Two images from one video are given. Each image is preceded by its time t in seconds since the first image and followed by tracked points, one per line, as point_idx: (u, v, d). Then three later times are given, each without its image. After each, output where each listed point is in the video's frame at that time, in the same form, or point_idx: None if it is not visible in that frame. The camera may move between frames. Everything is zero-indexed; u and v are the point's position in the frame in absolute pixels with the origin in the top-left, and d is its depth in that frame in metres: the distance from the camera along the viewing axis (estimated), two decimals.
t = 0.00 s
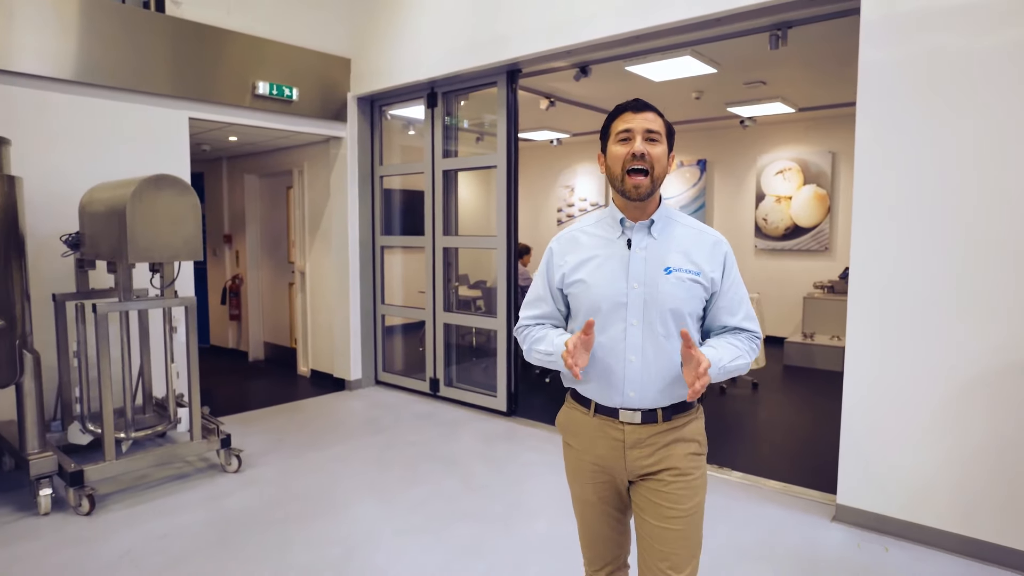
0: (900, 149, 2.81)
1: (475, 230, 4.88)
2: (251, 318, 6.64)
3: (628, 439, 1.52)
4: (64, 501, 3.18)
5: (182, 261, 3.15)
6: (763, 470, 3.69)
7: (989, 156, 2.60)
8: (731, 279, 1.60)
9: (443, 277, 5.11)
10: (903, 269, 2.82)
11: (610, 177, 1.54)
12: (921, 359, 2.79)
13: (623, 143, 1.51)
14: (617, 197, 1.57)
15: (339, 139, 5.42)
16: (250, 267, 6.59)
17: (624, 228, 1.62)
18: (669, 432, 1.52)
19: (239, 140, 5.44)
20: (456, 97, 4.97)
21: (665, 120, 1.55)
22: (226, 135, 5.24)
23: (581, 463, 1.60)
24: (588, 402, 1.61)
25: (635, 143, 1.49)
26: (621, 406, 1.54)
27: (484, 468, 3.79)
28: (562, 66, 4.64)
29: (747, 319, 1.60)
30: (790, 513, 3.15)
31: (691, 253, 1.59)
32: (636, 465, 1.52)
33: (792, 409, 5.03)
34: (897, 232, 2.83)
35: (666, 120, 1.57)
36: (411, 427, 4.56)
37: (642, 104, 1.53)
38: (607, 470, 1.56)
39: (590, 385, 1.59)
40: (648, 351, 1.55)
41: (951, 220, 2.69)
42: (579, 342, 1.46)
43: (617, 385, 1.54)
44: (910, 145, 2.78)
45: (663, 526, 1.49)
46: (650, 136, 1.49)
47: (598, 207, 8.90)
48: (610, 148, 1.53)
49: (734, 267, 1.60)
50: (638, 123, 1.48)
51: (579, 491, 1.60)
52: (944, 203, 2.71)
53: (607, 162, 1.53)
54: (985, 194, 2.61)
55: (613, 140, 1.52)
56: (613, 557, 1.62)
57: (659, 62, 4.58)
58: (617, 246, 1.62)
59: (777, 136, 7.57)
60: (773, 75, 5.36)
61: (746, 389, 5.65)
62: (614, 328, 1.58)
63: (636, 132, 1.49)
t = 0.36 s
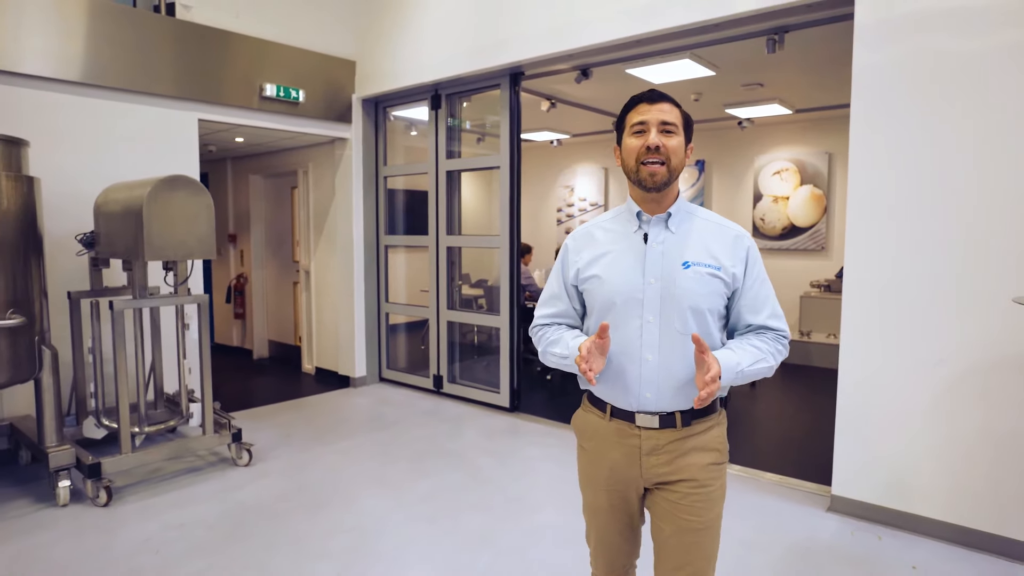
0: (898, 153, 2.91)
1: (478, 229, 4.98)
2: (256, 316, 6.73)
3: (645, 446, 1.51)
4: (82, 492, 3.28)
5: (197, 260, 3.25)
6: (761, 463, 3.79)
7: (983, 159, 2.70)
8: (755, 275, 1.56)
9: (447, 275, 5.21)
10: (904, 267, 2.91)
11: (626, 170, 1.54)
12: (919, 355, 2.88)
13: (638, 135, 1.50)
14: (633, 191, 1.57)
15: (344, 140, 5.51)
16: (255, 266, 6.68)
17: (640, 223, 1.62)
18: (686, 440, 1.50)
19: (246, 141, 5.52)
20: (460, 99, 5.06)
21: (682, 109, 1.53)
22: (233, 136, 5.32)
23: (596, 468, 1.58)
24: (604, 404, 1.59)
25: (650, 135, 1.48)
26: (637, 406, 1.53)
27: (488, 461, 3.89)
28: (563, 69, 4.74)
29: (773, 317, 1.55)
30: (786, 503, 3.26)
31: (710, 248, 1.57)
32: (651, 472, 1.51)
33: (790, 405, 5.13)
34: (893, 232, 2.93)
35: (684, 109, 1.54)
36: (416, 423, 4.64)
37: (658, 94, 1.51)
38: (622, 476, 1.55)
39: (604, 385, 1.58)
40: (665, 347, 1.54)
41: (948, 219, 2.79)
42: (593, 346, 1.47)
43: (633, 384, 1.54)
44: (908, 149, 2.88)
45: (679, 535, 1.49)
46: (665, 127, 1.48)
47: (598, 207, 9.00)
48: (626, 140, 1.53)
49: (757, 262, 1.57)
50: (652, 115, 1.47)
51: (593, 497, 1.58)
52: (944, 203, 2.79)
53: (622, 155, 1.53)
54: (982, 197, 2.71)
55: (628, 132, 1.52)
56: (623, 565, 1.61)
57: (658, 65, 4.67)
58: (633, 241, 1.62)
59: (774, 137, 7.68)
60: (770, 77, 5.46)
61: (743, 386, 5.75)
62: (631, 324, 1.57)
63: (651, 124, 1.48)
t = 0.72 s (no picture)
0: (893, 156, 3.01)
1: (481, 229, 5.08)
2: (260, 315, 6.81)
3: (663, 448, 1.48)
4: (99, 485, 3.37)
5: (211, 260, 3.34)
6: (759, 457, 3.90)
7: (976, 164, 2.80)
8: (778, 278, 1.51)
9: (451, 275, 5.30)
10: (903, 267, 2.99)
11: (647, 171, 1.52)
12: (914, 352, 2.97)
13: (658, 136, 1.47)
14: (653, 192, 1.56)
15: (349, 142, 5.60)
16: (259, 266, 6.77)
17: (661, 224, 1.59)
18: (705, 445, 1.48)
19: (252, 143, 5.62)
20: (464, 102, 5.15)
21: (703, 107, 1.49)
22: (240, 138, 5.41)
23: (609, 467, 1.54)
24: (623, 405, 1.56)
25: (671, 136, 1.45)
26: (657, 410, 1.50)
27: (493, 456, 3.98)
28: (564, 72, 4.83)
29: (795, 321, 1.50)
30: (783, 495, 3.36)
31: (731, 249, 1.53)
32: (668, 475, 1.48)
33: (786, 401, 5.24)
34: (891, 233, 3.02)
35: (704, 107, 1.51)
36: (421, 419, 4.73)
37: (678, 93, 1.48)
38: (635, 477, 1.51)
39: (623, 389, 1.56)
40: (685, 351, 1.50)
41: (945, 219, 2.88)
42: (608, 338, 1.47)
43: (653, 388, 1.50)
44: (903, 153, 2.98)
45: (692, 536, 1.49)
46: (686, 128, 1.45)
47: (597, 207, 9.10)
48: (645, 143, 1.51)
49: (781, 265, 1.52)
50: (673, 116, 1.45)
51: (600, 496, 1.53)
52: (944, 203, 2.88)
53: (642, 157, 1.50)
54: (975, 199, 2.80)
55: (648, 133, 1.49)
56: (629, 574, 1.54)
57: (658, 68, 4.77)
58: (653, 242, 1.58)
59: (772, 138, 7.79)
60: (767, 81, 5.57)
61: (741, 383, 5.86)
62: (651, 328, 1.54)
63: (671, 125, 1.45)
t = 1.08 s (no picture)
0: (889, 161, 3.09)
1: (481, 229, 5.17)
2: (263, 315, 6.90)
3: (661, 448, 1.50)
4: (111, 479, 3.46)
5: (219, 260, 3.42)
6: (754, 451, 4.01)
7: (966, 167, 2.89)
8: (775, 282, 1.54)
9: (452, 274, 5.40)
10: (904, 267, 3.06)
11: (647, 174, 1.52)
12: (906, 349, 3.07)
13: (658, 139, 1.48)
14: (652, 194, 1.57)
15: (351, 143, 5.68)
16: (262, 266, 6.85)
17: (660, 226, 1.60)
18: (701, 444, 1.51)
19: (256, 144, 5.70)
20: (464, 104, 5.24)
21: (703, 110, 1.49)
22: (244, 139, 5.49)
23: (607, 465, 1.56)
24: (620, 405, 1.59)
25: (671, 139, 1.46)
26: (654, 411, 1.52)
27: (495, 451, 4.07)
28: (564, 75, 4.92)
29: (791, 324, 1.53)
30: (776, 486, 3.47)
31: (729, 253, 1.55)
32: (666, 473, 1.51)
33: (782, 397, 5.34)
34: (891, 235, 3.09)
35: (705, 109, 1.51)
36: (423, 416, 4.82)
37: (679, 95, 1.48)
38: (633, 475, 1.54)
39: (620, 389, 1.58)
40: (683, 353, 1.53)
41: (947, 220, 2.94)
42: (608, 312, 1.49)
43: (651, 389, 1.53)
44: (901, 156, 3.05)
45: (687, 532, 1.53)
46: (686, 131, 1.46)
47: (594, 207, 9.20)
48: (645, 145, 1.51)
49: (777, 269, 1.55)
50: (672, 119, 1.45)
51: (599, 495, 1.55)
52: (943, 204, 2.95)
53: (642, 159, 1.51)
54: (973, 200, 2.88)
55: (648, 135, 1.50)
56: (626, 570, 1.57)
57: (656, 72, 4.86)
58: (652, 245, 1.60)
59: (767, 139, 7.90)
60: (762, 83, 5.68)
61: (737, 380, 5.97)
62: (649, 329, 1.56)
63: (671, 128, 1.45)
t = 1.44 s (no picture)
0: (892, 161, 3.16)
1: (481, 228, 5.27)
2: (265, 313, 6.99)
3: (641, 451, 1.51)
4: (122, 471, 3.56)
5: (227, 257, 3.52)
6: (747, 443, 4.12)
7: (963, 169, 2.97)
8: (746, 277, 1.60)
9: (452, 272, 5.50)
10: (904, 267, 3.14)
11: (621, 169, 1.55)
12: (893, 345, 3.18)
13: (633, 135, 1.51)
14: (628, 190, 1.59)
15: (353, 144, 5.77)
16: (264, 265, 6.94)
17: (635, 223, 1.62)
18: (679, 444, 1.52)
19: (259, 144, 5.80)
20: (464, 106, 5.34)
21: (677, 108, 1.53)
22: (247, 140, 5.59)
23: (587, 474, 1.56)
24: (597, 409, 1.58)
25: (645, 135, 1.49)
26: (633, 410, 1.53)
27: (495, 444, 4.18)
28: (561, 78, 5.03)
29: (763, 320, 1.59)
30: (768, 477, 3.58)
31: (704, 249, 1.59)
32: (646, 476, 1.52)
33: (775, 392, 5.46)
34: (890, 234, 3.17)
35: (678, 107, 1.55)
36: (423, 411, 4.92)
37: (653, 93, 1.52)
38: (614, 481, 1.55)
39: (598, 389, 1.57)
40: (660, 350, 1.55)
41: (946, 220, 3.02)
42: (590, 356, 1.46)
43: (630, 387, 1.54)
44: (901, 158, 3.13)
45: (669, 533, 1.54)
46: (660, 127, 1.49)
47: (591, 207, 9.31)
48: (621, 140, 1.54)
49: (749, 265, 1.60)
50: (647, 115, 1.48)
51: (581, 503, 1.55)
52: (944, 205, 3.03)
53: (617, 155, 1.54)
54: (971, 201, 2.96)
55: (622, 132, 1.53)
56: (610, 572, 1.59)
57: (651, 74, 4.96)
58: (627, 242, 1.62)
59: (761, 140, 8.02)
60: (756, 86, 5.79)
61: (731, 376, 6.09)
62: (627, 327, 1.57)
63: (646, 124, 1.49)
